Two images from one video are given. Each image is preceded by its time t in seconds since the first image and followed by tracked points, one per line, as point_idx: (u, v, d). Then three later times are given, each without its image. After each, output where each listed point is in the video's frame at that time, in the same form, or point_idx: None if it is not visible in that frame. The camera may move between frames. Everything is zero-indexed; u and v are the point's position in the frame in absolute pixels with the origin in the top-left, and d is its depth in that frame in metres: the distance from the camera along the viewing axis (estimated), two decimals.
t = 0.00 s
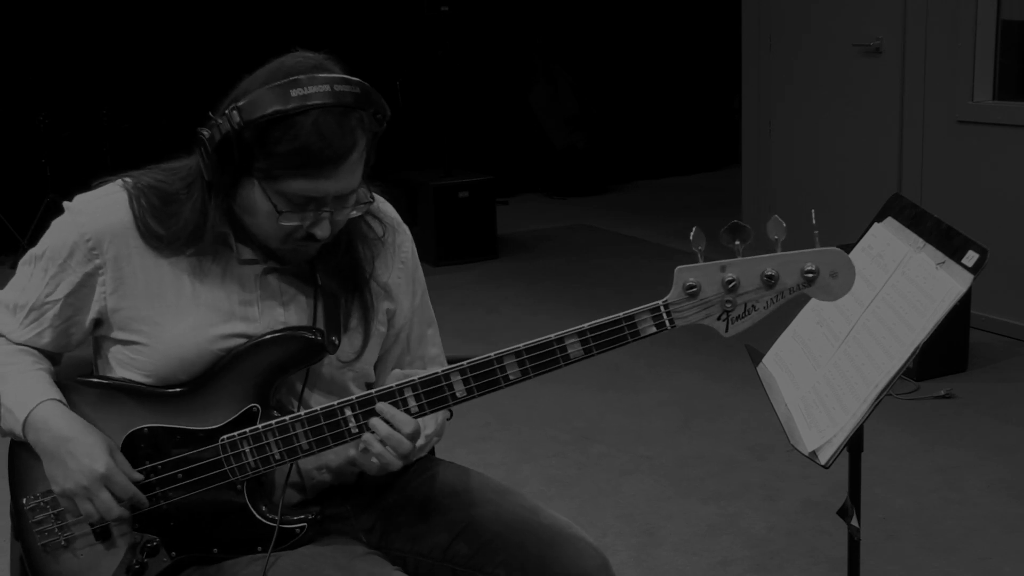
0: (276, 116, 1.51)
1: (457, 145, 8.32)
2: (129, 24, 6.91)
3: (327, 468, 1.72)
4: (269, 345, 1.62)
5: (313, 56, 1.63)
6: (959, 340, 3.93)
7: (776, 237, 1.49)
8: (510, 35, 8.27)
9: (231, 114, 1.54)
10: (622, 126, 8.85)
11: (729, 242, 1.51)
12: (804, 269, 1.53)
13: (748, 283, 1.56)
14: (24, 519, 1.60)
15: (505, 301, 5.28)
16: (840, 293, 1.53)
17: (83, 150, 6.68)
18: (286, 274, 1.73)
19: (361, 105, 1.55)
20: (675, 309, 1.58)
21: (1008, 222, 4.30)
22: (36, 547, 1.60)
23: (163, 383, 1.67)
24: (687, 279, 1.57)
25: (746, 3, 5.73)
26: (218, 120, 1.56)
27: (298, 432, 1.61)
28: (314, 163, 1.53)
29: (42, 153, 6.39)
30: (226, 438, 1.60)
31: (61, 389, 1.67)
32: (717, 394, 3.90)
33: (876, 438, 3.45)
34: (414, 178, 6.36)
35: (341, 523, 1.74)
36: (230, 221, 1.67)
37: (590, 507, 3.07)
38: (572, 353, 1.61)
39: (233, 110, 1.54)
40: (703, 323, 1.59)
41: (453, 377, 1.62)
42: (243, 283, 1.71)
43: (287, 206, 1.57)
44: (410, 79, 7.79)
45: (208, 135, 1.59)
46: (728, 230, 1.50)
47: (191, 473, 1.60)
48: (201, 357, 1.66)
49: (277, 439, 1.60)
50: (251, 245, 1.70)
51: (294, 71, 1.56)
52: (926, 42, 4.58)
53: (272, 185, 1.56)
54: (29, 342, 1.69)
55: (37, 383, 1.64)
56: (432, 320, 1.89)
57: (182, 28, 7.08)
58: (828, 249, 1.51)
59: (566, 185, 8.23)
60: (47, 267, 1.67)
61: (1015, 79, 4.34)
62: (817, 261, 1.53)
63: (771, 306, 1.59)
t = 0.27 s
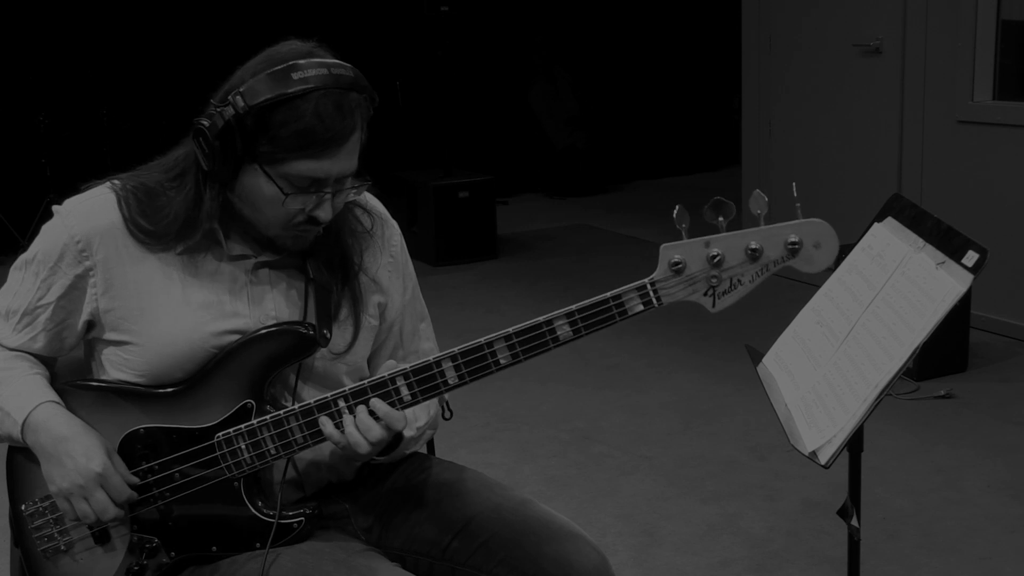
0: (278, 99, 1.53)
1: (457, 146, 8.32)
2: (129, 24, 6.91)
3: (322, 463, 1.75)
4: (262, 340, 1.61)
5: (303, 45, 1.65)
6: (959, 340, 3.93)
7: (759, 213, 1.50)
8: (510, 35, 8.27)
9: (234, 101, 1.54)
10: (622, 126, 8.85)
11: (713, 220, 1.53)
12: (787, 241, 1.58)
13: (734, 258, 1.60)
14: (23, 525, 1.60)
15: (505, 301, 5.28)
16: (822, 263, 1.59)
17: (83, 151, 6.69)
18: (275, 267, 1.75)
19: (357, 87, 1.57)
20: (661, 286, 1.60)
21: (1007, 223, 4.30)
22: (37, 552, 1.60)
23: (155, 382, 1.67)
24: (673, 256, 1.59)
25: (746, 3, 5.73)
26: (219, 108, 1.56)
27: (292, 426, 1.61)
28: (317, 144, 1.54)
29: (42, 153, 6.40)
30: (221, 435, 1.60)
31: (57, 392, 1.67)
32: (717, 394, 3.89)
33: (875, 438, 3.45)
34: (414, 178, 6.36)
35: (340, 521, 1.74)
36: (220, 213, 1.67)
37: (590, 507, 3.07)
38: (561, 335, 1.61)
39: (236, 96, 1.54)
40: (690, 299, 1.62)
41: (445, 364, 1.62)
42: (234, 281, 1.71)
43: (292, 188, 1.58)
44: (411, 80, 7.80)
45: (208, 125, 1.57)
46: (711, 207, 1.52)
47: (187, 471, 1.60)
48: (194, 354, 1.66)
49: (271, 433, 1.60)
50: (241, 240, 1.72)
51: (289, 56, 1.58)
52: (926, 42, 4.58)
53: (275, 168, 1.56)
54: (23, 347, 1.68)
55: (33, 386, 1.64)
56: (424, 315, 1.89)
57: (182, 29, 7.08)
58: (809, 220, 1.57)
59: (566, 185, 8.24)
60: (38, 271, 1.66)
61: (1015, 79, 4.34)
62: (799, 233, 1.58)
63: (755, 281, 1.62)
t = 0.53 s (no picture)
0: (265, 97, 1.53)
1: (457, 146, 8.33)
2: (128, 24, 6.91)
3: (321, 460, 1.76)
4: (261, 337, 1.62)
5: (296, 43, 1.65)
6: (959, 340, 3.93)
7: (752, 204, 1.54)
8: (510, 35, 8.27)
9: (222, 98, 1.55)
10: (622, 126, 8.85)
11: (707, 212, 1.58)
12: (781, 231, 1.62)
13: (728, 249, 1.65)
14: (23, 526, 1.60)
15: (505, 301, 5.28)
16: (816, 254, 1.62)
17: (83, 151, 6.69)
18: (273, 265, 1.75)
19: (347, 84, 1.57)
20: (656, 279, 1.64)
21: (1008, 223, 4.30)
22: (37, 553, 1.60)
23: (154, 381, 1.67)
24: (668, 249, 1.64)
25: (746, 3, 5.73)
26: (209, 106, 1.57)
27: (291, 424, 1.61)
28: (304, 142, 1.54)
29: (42, 153, 6.39)
30: (220, 433, 1.60)
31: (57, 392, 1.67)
32: (717, 394, 3.89)
33: (875, 438, 3.45)
34: (414, 178, 6.36)
35: (339, 521, 1.74)
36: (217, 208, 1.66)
37: (590, 507, 3.07)
38: (557, 328, 1.63)
39: (224, 94, 1.55)
40: (685, 292, 1.66)
41: (442, 359, 1.63)
42: (230, 282, 1.71)
43: (281, 185, 1.58)
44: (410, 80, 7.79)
45: (199, 122, 1.59)
46: (705, 200, 1.57)
47: (187, 470, 1.60)
48: (192, 353, 1.66)
49: (270, 431, 1.60)
50: (237, 238, 1.72)
51: (279, 54, 1.58)
52: (926, 42, 4.58)
53: (264, 166, 1.57)
54: (22, 348, 1.68)
55: (33, 386, 1.65)
56: (422, 313, 1.89)
57: (182, 29, 7.08)
58: (803, 211, 1.61)
59: (566, 185, 8.24)
60: (36, 272, 1.66)
61: (1015, 79, 4.34)
62: (793, 223, 1.62)
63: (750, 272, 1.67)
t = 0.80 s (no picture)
0: (270, 112, 1.51)
1: (457, 146, 8.33)
2: (128, 24, 6.91)
3: (324, 464, 1.76)
4: (264, 339, 1.61)
5: (307, 52, 1.63)
6: (959, 340, 3.93)
7: (760, 215, 1.51)
8: (510, 35, 8.27)
9: (226, 110, 1.54)
10: (622, 126, 8.84)
11: (715, 223, 1.54)
12: (790, 244, 1.62)
13: (734, 261, 1.65)
14: (24, 523, 1.60)
15: (505, 301, 5.28)
16: (823, 267, 1.62)
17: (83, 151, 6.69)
18: (279, 270, 1.74)
19: (355, 100, 1.54)
20: (663, 288, 1.64)
21: (1007, 222, 4.30)
22: (37, 550, 1.60)
23: (158, 381, 1.67)
24: (675, 258, 1.64)
25: (746, 3, 5.73)
26: (215, 115, 1.56)
27: (293, 426, 1.61)
28: (308, 159, 1.53)
29: (42, 153, 6.40)
30: (223, 434, 1.60)
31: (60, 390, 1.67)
32: (717, 394, 3.89)
33: (875, 438, 3.45)
34: (414, 178, 6.36)
35: (339, 521, 1.75)
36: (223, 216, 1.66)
37: (590, 507, 3.07)
38: (562, 336, 1.63)
39: (229, 105, 1.54)
40: (691, 302, 1.66)
41: (446, 364, 1.63)
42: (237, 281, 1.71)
43: (281, 201, 1.58)
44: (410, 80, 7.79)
45: (204, 131, 1.59)
46: (713, 210, 1.53)
47: (188, 471, 1.60)
48: (196, 354, 1.67)
49: (273, 433, 1.61)
50: (244, 241, 1.70)
51: (287, 66, 1.56)
52: (926, 42, 4.58)
53: (265, 180, 1.56)
54: (26, 345, 1.68)
55: (36, 384, 1.64)
56: (426, 318, 1.90)
57: (182, 29, 7.09)
58: (811, 223, 1.60)
59: (566, 185, 8.23)
60: (42, 269, 1.66)
61: (1014, 78, 4.34)
62: (801, 235, 1.62)
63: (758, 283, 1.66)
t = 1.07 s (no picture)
0: (280, 126, 1.51)
1: (457, 146, 8.33)
2: (128, 24, 6.92)
3: (326, 467, 1.75)
4: (267, 343, 1.61)
5: (316, 63, 1.63)
6: (959, 341, 3.94)
7: (770, 228, 1.50)
8: (510, 35, 8.27)
9: (236, 124, 1.53)
10: (622, 126, 8.85)
11: (724, 234, 1.53)
12: (798, 259, 1.55)
13: (744, 274, 1.58)
14: (24, 521, 1.61)
15: (505, 301, 5.28)
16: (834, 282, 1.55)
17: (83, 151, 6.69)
18: (286, 275, 1.74)
19: (365, 113, 1.54)
20: (671, 302, 1.59)
21: (1007, 222, 4.30)
22: (37, 548, 1.60)
23: (160, 382, 1.67)
24: (683, 270, 1.58)
25: (746, 3, 5.73)
26: (222, 129, 1.56)
27: (296, 429, 1.61)
28: (319, 173, 1.53)
29: (42, 153, 6.40)
30: (225, 436, 1.60)
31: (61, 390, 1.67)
32: (717, 394, 3.89)
33: (875, 438, 3.45)
34: (414, 178, 6.37)
35: (341, 522, 1.74)
36: (236, 225, 1.67)
37: (590, 507, 3.07)
38: (568, 347, 1.61)
39: (238, 120, 1.53)
40: (699, 315, 1.60)
41: (451, 373, 1.63)
42: (243, 285, 1.71)
43: (292, 214, 1.58)
44: (410, 80, 7.79)
45: (212, 144, 1.58)
46: (723, 223, 1.51)
47: (190, 472, 1.60)
48: (199, 357, 1.67)
49: (276, 436, 1.60)
50: (251, 247, 1.70)
51: (297, 80, 1.56)
52: (926, 42, 4.58)
53: (276, 193, 1.56)
54: (29, 343, 1.69)
55: (36, 384, 1.64)
56: (432, 320, 1.88)
57: (182, 29, 7.09)
58: (822, 239, 1.53)
59: (566, 185, 8.23)
60: (46, 268, 1.66)
61: (1014, 78, 4.34)
62: (811, 250, 1.54)
63: (765, 296, 1.60)
